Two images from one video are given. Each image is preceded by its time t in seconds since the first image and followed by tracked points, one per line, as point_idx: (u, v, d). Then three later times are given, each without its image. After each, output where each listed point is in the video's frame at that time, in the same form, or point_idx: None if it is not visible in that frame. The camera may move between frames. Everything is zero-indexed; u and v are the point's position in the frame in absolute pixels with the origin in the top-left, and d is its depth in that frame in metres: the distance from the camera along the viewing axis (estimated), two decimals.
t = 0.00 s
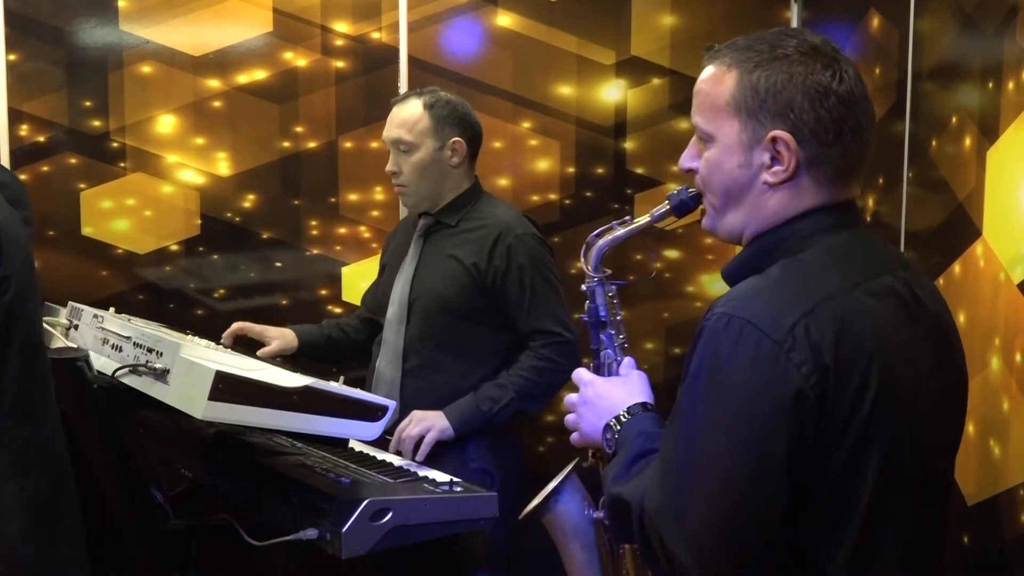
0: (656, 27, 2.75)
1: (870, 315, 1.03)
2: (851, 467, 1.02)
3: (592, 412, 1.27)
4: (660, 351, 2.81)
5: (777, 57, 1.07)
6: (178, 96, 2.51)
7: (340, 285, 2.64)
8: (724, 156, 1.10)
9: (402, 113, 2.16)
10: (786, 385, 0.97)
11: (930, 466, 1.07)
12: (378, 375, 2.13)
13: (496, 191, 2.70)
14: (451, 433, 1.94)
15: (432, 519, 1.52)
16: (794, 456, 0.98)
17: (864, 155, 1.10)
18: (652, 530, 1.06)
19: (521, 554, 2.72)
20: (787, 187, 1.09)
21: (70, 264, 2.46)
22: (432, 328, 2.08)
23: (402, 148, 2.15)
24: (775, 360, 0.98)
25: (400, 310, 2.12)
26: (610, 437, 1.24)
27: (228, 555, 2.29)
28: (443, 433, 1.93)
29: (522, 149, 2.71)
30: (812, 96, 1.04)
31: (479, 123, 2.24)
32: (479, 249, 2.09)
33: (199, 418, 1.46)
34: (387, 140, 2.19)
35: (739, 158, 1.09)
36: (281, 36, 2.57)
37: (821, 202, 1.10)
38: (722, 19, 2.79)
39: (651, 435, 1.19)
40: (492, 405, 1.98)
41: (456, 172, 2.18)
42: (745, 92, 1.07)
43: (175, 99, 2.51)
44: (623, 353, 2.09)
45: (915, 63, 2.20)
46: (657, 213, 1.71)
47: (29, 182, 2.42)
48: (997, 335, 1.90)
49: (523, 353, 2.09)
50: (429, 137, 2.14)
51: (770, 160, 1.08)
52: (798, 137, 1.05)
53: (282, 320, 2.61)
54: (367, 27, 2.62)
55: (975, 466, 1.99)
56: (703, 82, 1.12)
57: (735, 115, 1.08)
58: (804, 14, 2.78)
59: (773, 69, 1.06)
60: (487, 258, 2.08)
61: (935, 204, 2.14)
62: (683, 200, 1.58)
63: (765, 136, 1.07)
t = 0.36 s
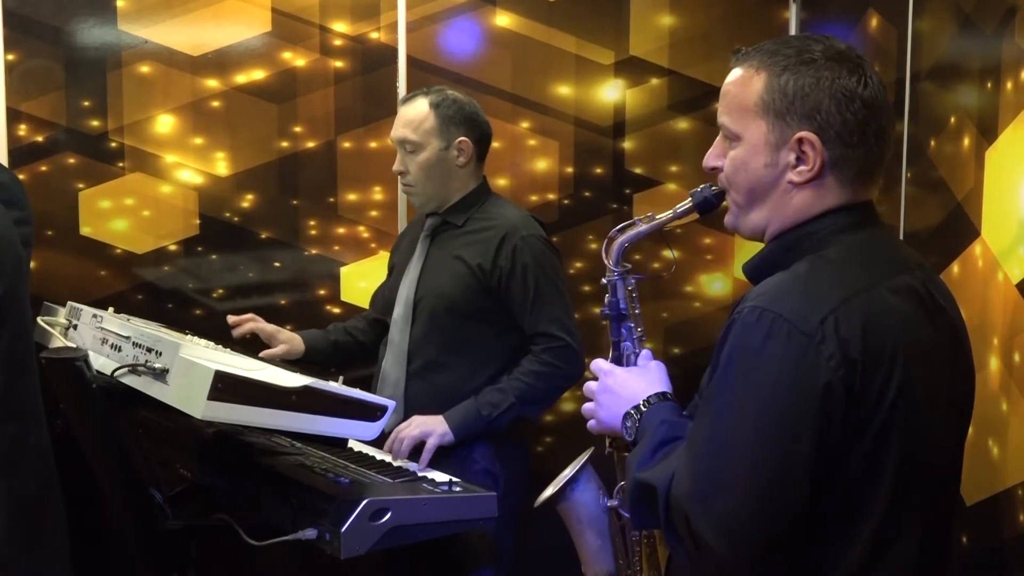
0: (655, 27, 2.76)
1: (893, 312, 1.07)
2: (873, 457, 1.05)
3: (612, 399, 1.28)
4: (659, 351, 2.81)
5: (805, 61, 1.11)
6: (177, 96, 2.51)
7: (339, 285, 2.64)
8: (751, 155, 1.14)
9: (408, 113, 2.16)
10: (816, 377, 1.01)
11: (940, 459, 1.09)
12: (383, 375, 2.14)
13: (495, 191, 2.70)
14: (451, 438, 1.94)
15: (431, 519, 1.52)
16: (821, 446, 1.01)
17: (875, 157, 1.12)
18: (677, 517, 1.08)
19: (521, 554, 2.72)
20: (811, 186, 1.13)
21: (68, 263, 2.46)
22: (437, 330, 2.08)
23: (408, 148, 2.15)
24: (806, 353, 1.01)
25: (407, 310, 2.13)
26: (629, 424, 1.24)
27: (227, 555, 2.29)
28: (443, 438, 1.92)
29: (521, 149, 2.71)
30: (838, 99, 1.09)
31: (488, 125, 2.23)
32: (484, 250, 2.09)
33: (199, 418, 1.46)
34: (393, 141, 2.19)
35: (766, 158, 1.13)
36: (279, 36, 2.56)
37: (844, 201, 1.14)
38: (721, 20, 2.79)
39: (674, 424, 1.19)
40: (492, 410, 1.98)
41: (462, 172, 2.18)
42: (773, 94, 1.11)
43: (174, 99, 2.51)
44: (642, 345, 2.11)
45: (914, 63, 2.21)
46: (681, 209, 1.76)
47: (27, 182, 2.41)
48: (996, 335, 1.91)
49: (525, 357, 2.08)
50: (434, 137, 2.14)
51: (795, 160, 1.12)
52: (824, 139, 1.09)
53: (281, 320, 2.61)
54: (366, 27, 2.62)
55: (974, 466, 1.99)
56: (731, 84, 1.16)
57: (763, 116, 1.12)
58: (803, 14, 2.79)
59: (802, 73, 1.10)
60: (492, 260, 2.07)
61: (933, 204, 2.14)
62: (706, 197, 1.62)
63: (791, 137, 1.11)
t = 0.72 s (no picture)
0: (654, 27, 2.76)
1: (891, 304, 1.08)
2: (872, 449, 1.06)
3: (608, 400, 1.28)
4: (658, 351, 2.81)
5: (795, 59, 1.11)
6: (176, 96, 2.51)
7: (338, 286, 2.65)
8: (743, 154, 1.14)
9: (414, 113, 2.17)
10: (816, 368, 1.01)
11: (937, 453, 1.10)
12: (385, 376, 2.14)
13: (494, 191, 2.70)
14: (453, 448, 1.95)
15: (430, 520, 1.52)
16: (822, 438, 1.02)
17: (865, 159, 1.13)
18: (678, 512, 1.07)
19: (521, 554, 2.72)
20: (804, 182, 1.13)
21: (68, 263, 2.46)
22: (440, 331, 2.09)
23: (413, 148, 2.15)
24: (805, 345, 1.02)
25: (409, 312, 2.13)
26: (626, 424, 1.24)
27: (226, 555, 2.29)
28: (445, 449, 1.93)
29: (521, 149, 2.71)
30: (830, 95, 1.09)
31: (495, 126, 2.23)
32: (489, 253, 2.09)
33: (198, 418, 1.46)
34: (399, 141, 2.19)
35: (760, 155, 1.13)
36: (278, 36, 2.56)
37: (838, 197, 1.14)
38: (720, 20, 2.79)
39: (672, 423, 1.19)
40: (493, 419, 1.98)
41: (468, 174, 2.18)
42: (764, 92, 1.11)
43: (173, 99, 2.51)
44: (638, 347, 2.07)
45: (913, 63, 2.21)
46: (674, 210, 1.75)
47: (26, 182, 2.42)
48: (995, 335, 1.91)
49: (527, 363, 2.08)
50: (439, 137, 2.14)
51: (789, 156, 1.12)
52: (817, 134, 1.10)
53: (281, 320, 2.61)
54: (365, 27, 2.62)
55: (973, 466, 1.99)
56: (721, 84, 1.17)
57: (755, 114, 1.12)
58: (802, 14, 2.79)
59: (793, 70, 1.11)
60: (496, 263, 2.07)
61: (932, 204, 2.14)
62: (698, 198, 1.60)
63: (784, 134, 1.11)
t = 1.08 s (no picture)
0: (654, 27, 2.76)
1: (861, 304, 1.08)
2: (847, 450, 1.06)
3: (582, 407, 1.27)
4: (658, 351, 2.81)
5: (763, 57, 1.12)
6: (176, 96, 2.51)
7: (338, 286, 2.65)
8: (713, 153, 1.14)
9: (419, 110, 2.17)
10: (787, 367, 1.01)
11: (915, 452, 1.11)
12: (386, 375, 2.13)
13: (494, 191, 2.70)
14: (449, 443, 1.94)
15: (430, 520, 1.51)
16: (794, 437, 1.01)
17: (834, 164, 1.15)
18: (653, 517, 1.06)
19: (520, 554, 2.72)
20: (775, 181, 1.13)
21: (68, 263, 2.46)
22: (442, 330, 2.09)
23: (416, 146, 2.15)
24: (776, 344, 1.02)
25: (411, 311, 2.13)
26: (601, 431, 1.23)
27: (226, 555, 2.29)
28: (441, 442, 1.92)
29: (520, 149, 2.71)
30: (799, 92, 1.09)
31: (497, 125, 2.23)
32: (490, 253, 2.09)
33: (197, 418, 1.47)
34: (401, 139, 2.19)
35: (729, 155, 1.13)
36: (278, 36, 2.56)
37: (808, 195, 1.15)
38: (720, 19, 2.79)
39: (647, 427, 1.19)
40: (492, 417, 1.98)
41: (470, 173, 2.18)
42: (733, 91, 1.11)
43: (173, 99, 2.51)
44: (612, 351, 2.03)
45: (913, 63, 2.21)
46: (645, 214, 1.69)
47: (27, 182, 2.42)
48: (995, 335, 1.90)
49: (523, 364, 2.08)
50: (444, 136, 2.14)
51: (759, 156, 1.12)
52: (786, 133, 1.10)
53: (280, 320, 2.61)
54: (365, 27, 2.62)
55: (972, 466, 1.99)
56: (690, 83, 1.17)
57: (724, 113, 1.12)
58: (801, 14, 2.79)
59: (761, 69, 1.11)
60: (499, 262, 2.07)
61: (932, 204, 2.14)
62: (671, 198, 1.59)
63: (754, 133, 1.11)
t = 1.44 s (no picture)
0: (653, 27, 2.76)
1: (811, 302, 1.06)
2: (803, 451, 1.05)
3: (538, 429, 1.26)
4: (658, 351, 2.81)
5: (695, 59, 1.11)
6: (176, 96, 2.51)
7: (338, 285, 2.65)
8: (650, 160, 1.13)
9: (416, 111, 2.17)
10: (735, 371, 0.99)
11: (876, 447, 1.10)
12: (386, 374, 2.13)
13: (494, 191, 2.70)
14: (449, 432, 1.93)
15: (430, 520, 1.51)
16: (749, 442, 1.00)
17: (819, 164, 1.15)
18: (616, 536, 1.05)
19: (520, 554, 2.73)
20: (713, 185, 1.12)
21: (68, 264, 2.46)
22: (442, 329, 2.09)
23: (414, 146, 2.15)
24: (722, 349, 1.00)
25: (410, 311, 2.13)
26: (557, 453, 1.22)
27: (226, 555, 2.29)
28: (441, 431, 1.92)
29: (520, 149, 2.71)
30: (732, 93, 1.08)
31: (494, 125, 2.24)
32: (489, 251, 2.09)
33: (198, 418, 1.47)
34: (399, 139, 2.19)
35: (666, 160, 1.12)
36: (278, 36, 2.56)
37: (752, 195, 1.13)
38: (720, 19, 2.79)
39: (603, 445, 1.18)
40: (492, 408, 1.97)
41: (469, 172, 2.19)
42: (665, 96, 1.11)
43: (173, 99, 2.51)
44: (566, 366, 1.84)
45: (913, 63, 2.21)
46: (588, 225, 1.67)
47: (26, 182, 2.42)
48: (994, 335, 1.91)
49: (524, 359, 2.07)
50: (442, 136, 2.14)
51: (696, 159, 1.11)
52: (722, 135, 1.09)
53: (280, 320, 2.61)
54: (365, 27, 2.62)
55: (971, 466, 1.99)
56: (624, 90, 1.16)
57: (658, 118, 1.11)
58: (801, 15, 2.80)
59: (693, 72, 1.10)
60: (498, 260, 2.08)
61: (932, 205, 2.14)
62: (612, 207, 1.59)
63: (689, 136, 1.10)
